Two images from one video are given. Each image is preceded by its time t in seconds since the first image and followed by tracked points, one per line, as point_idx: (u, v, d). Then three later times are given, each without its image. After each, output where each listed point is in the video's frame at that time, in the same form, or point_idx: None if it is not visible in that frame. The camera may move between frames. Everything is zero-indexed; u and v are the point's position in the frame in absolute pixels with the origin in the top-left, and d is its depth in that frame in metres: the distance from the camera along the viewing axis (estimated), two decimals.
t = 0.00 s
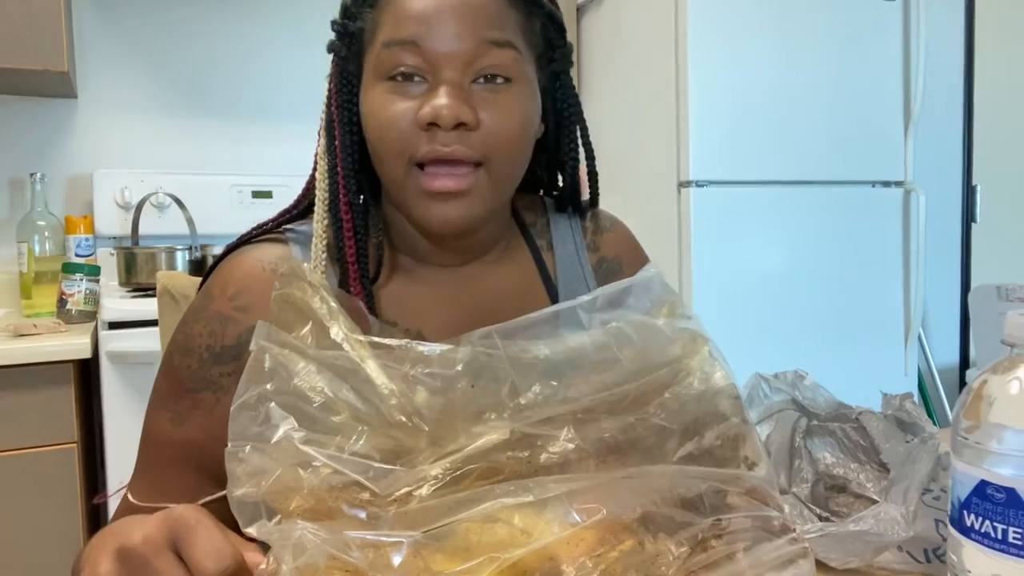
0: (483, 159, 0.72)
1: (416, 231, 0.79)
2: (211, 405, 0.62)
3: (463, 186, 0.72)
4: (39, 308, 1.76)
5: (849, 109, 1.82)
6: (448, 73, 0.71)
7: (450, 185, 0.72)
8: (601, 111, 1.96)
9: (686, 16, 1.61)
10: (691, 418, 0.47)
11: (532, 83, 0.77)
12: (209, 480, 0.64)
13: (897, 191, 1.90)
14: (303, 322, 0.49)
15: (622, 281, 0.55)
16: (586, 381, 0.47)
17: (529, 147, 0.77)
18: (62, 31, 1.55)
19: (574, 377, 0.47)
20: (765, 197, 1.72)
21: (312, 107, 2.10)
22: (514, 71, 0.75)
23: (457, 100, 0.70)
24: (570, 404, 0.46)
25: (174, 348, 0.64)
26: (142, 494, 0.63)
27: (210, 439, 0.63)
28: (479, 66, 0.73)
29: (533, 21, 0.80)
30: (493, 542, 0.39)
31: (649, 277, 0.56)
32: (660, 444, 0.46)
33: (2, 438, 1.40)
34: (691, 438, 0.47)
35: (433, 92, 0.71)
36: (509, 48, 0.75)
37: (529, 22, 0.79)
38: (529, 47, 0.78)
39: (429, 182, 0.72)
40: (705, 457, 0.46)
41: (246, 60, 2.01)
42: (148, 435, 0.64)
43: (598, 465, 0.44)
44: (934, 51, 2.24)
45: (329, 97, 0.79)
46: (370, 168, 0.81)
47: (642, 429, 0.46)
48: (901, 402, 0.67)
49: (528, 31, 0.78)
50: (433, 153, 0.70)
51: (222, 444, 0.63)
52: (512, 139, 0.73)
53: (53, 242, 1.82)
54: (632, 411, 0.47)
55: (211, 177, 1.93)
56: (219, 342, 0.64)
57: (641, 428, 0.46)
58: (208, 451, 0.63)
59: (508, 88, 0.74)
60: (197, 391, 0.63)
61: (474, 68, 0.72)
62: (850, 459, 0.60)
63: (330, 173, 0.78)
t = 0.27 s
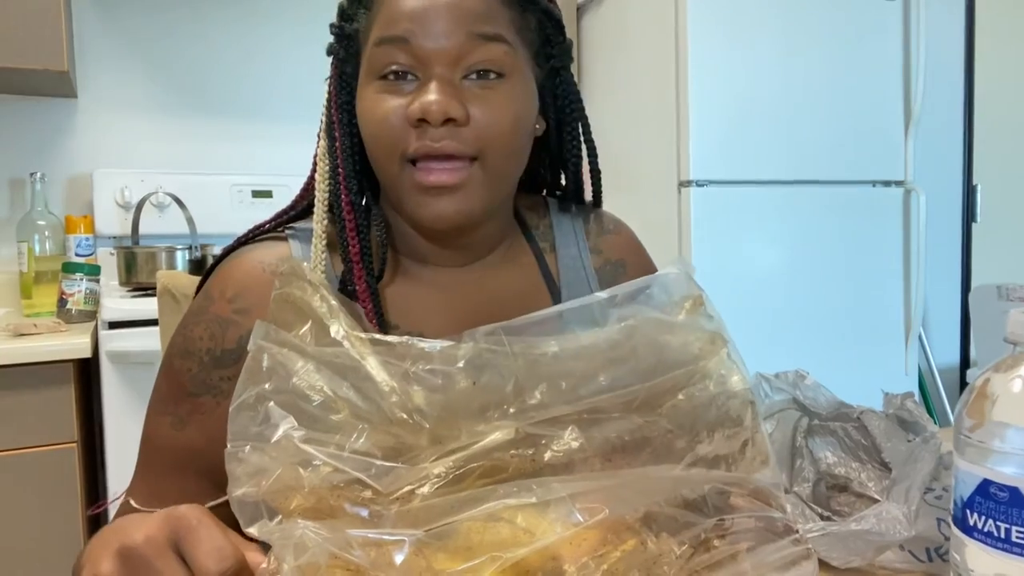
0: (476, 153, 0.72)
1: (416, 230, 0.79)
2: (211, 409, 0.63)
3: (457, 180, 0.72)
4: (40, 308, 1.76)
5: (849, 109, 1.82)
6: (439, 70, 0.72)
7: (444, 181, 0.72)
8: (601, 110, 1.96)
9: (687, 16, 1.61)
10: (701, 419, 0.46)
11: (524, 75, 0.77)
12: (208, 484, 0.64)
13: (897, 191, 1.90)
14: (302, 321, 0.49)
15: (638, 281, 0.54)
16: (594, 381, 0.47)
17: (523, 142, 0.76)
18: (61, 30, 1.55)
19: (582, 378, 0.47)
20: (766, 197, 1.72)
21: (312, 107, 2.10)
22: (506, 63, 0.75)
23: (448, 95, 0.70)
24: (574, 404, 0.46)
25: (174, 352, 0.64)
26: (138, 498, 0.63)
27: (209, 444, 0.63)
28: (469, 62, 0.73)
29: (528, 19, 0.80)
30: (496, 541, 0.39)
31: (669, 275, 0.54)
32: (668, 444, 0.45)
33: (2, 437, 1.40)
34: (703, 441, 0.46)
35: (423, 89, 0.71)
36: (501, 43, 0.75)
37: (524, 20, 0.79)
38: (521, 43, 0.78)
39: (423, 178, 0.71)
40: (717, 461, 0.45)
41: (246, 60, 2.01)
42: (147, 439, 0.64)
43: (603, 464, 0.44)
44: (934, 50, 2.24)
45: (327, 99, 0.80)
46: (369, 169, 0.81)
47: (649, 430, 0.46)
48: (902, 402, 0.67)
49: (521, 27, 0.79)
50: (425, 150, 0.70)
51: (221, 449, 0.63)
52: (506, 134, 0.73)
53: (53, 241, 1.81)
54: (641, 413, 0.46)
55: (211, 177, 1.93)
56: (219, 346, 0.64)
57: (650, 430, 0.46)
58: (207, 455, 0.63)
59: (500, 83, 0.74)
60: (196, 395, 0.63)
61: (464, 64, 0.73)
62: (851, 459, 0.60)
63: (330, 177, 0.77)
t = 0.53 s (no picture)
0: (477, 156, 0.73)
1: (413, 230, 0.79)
2: (208, 416, 0.63)
3: (456, 181, 0.73)
4: (40, 308, 1.76)
5: (849, 109, 1.82)
6: (443, 74, 0.72)
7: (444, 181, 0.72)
8: (601, 110, 1.96)
9: (686, 16, 1.61)
10: (700, 422, 0.47)
11: (529, 88, 0.78)
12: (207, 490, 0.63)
13: (897, 191, 1.90)
14: (302, 324, 0.49)
15: (638, 283, 0.54)
16: (595, 384, 0.47)
17: (525, 148, 0.77)
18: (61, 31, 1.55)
19: (583, 380, 0.47)
20: (765, 197, 1.72)
21: (311, 107, 2.10)
22: (511, 75, 0.75)
23: (452, 99, 0.71)
24: (574, 407, 0.46)
25: (170, 359, 0.65)
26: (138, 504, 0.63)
27: (210, 450, 0.62)
28: (476, 68, 0.73)
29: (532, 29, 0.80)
30: (496, 543, 0.39)
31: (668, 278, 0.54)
32: (667, 445, 0.46)
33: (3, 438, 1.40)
34: (700, 443, 0.46)
35: (427, 91, 0.71)
36: (507, 53, 0.75)
37: (529, 30, 0.80)
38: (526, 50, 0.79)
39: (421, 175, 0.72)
40: (716, 463, 0.45)
41: (246, 60, 2.01)
42: (148, 443, 0.64)
43: (602, 466, 0.44)
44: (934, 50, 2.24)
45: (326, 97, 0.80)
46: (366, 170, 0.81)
47: (648, 432, 0.46)
48: (901, 402, 0.67)
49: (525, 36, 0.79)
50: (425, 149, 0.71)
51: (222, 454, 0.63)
52: (509, 138, 0.74)
53: (54, 242, 1.82)
54: (640, 415, 0.46)
55: (211, 177, 1.93)
56: (215, 353, 0.64)
57: (649, 431, 0.46)
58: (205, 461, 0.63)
59: (505, 91, 0.75)
60: (194, 402, 0.63)
61: (470, 70, 0.73)
62: (850, 459, 0.60)
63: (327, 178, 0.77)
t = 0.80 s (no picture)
0: (490, 162, 0.75)
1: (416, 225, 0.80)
2: (205, 418, 0.65)
3: (467, 184, 0.75)
4: (40, 308, 1.76)
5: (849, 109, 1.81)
6: (469, 81, 0.73)
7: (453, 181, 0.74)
8: (601, 110, 1.96)
9: (686, 16, 1.61)
10: (701, 421, 0.46)
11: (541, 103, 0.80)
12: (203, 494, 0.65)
13: (897, 191, 1.90)
14: (302, 322, 0.49)
15: (642, 280, 0.54)
16: (594, 381, 0.47)
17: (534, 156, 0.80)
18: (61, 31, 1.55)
19: (583, 378, 0.47)
20: (766, 197, 1.72)
21: (311, 107, 2.10)
22: (532, 95, 0.77)
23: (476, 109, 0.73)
24: (575, 405, 0.46)
25: (166, 364, 0.67)
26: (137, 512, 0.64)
27: (205, 454, 0.64)
28: (502, 84, 0.75)
29: (550, 52, 0.83)
30: (496, 542, 0.39)
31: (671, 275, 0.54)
32: (669, 444, 0.45)
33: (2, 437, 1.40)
34: (701, 442, 0.46)
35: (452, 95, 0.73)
36: (533, 73, 0.77)
37: (547, 52, 0.82)
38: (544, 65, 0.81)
39: (434, 172, 0.74)
40: (717, 462, 0.45)
41: (246, 60, 2.01)
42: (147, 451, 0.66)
43: (603, 465, 0.44)
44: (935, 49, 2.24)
45: (338, 81, 0.78)
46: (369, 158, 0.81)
47: (649, 430, 0.46)
48: (902, 402, 0.67)
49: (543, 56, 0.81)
50: (441, 147, 0.73)
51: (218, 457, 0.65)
52: (523, 149, 0.77)
53: (53, 241, 1.81)
54: (641, 414, 0.46)
55: (211, 177, 1.93)
56: (210, 357, 0.66)
57: (650, 431, 0.46)
58: (203, 464, 0.64)
59: (526, 109, 0.77)
60: (190, 406, 0.65)
61: (496, 84, 0.75)
62: (851, 459, 0.60)
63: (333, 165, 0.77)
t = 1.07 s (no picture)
0: (495, 164, 0.75)
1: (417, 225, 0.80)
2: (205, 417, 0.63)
3: (473, 185, 0.75)
4: (40, 308, 1.76)
5: (849, 109, 1.81)
6: (473, 83, 0.73)
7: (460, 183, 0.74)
8: (601, 110, 1.96)
9: (686, 16, 1.61)
10: (702, 421, 0.46)
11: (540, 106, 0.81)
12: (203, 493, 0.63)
13: (897, 191, 1.90)
14: (301, 322, 0.49)
15: (643, 280, 0.54)
16: (595, 382, 0.47)
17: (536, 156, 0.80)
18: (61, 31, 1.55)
19: (583, 378, 0.47)
20: (766, 196, 1.72)
21: (311, 107, 2.10)
22: (533, 95, 0.77)
23: (481, 111, 0.73)
24: (575, 406, 0.46)
25: (168, 363, 0.65)
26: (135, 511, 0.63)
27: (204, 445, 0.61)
28: (505, 85, 0.75)
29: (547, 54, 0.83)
30: (496, 542, 0.39)
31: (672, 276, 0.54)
32: (670, 445, 0.45)
33: (2, 437, 1.40)
34: (703, 443, 0.46)
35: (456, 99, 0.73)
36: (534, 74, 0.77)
37: (545, 53, 0.82)
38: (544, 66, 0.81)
39: (441, 175, 0.74)
40: (717, 463, 0.45)
41: (245, 60, 2.01)
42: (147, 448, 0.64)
43: (603, 465, 0.44)
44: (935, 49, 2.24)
45: (337, 86, 0.78)
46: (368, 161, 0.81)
47: (650, 431, 0.46)
48: (902, 402, 0.67)
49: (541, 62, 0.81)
50: (448, 150, 0.73)
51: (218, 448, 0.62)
52: (526, 150, 0.77)
53: (53, 241, 1.81)
54: (642, 414, 0.46)
55: (211, 177, 1.93)
56: (212, 356, 0.65)
57: (650, 431, 0.46)
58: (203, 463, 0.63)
59: (528, 109, 0.77)
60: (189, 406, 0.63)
61: (499, 86, 0.75)
62: (851, 459, 0.60)
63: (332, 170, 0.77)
